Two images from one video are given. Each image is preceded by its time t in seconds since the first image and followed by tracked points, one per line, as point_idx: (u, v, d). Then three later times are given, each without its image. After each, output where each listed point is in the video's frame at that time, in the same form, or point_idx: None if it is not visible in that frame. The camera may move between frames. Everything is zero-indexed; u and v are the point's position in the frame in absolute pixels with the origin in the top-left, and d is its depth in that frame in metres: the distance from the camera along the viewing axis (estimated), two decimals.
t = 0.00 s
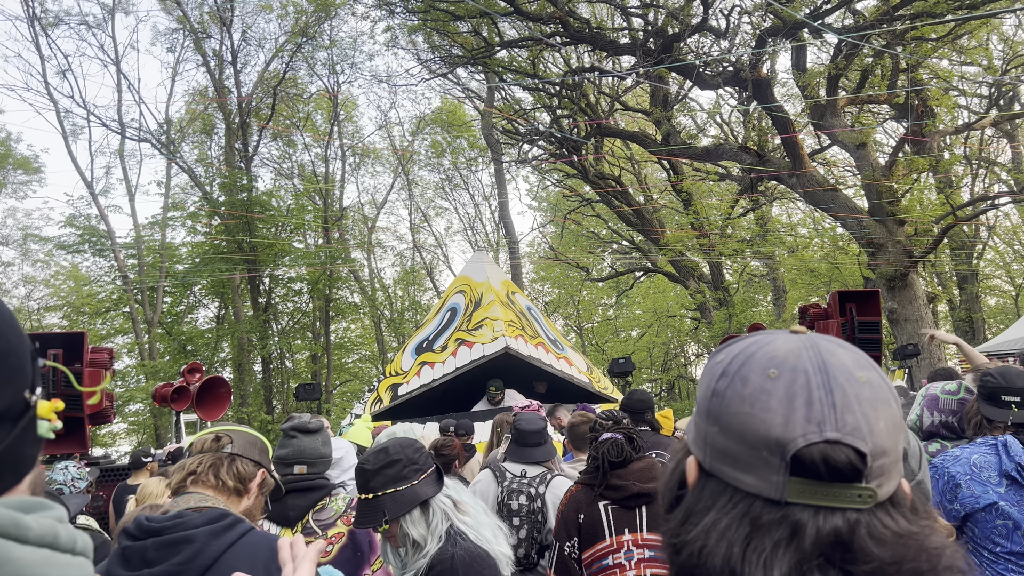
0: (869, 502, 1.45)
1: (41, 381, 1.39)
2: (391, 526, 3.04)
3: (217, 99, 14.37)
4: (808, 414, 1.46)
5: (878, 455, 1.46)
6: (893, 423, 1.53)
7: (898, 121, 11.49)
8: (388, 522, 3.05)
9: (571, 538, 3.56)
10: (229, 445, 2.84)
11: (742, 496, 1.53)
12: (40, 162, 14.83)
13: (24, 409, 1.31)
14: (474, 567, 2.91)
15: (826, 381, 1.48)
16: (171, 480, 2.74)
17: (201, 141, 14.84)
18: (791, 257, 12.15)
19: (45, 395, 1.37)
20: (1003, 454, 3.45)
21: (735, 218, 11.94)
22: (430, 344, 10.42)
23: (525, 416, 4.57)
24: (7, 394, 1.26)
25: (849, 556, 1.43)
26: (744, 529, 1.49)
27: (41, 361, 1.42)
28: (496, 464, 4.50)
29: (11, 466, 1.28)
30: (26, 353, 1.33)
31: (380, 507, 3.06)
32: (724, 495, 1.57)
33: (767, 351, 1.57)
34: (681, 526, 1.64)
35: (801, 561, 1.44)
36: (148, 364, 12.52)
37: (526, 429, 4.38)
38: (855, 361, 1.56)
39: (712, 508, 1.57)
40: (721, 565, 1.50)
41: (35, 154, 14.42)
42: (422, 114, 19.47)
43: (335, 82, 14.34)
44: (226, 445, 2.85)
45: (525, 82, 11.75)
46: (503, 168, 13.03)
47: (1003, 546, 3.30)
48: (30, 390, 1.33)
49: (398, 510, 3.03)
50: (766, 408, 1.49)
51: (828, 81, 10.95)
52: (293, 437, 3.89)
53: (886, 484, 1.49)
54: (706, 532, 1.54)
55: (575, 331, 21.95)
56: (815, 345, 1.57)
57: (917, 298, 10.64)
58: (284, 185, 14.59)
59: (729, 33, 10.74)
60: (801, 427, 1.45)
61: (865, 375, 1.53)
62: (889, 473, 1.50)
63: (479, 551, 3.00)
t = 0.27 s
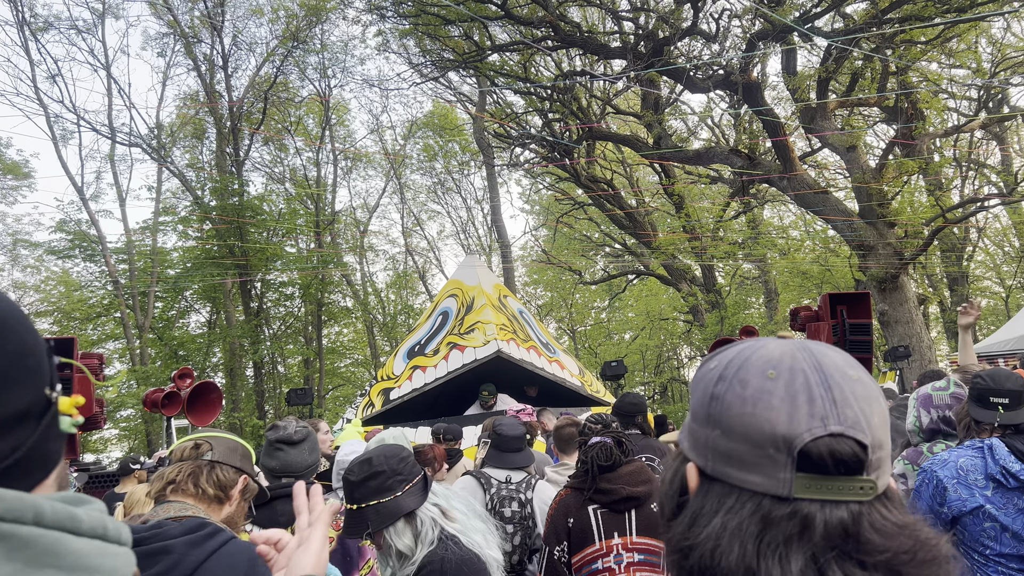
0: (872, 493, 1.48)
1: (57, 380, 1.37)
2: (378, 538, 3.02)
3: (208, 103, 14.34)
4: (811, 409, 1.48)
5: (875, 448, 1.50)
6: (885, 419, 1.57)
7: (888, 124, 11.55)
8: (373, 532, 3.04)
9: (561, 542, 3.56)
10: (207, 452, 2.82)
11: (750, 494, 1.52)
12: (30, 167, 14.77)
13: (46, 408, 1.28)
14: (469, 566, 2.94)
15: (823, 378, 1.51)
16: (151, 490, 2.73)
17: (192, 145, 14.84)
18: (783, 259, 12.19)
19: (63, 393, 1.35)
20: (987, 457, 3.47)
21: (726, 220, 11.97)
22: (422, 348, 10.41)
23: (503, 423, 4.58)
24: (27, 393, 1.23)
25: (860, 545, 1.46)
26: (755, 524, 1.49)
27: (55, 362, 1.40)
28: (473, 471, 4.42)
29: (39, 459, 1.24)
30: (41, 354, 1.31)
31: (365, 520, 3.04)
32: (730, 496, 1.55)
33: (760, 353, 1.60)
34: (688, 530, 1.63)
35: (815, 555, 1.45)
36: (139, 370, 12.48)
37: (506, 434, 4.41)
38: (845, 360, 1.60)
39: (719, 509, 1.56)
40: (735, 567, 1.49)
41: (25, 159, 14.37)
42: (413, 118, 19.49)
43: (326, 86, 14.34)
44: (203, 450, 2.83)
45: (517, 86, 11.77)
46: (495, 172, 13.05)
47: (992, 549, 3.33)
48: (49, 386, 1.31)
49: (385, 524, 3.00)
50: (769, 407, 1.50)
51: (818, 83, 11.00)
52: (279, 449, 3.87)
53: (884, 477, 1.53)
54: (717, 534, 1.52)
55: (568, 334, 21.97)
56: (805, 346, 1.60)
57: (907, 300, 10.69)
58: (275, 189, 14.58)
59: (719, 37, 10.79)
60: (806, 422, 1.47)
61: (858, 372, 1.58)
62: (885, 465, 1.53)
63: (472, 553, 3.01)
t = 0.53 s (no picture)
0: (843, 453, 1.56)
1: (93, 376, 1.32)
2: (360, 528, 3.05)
3: (204, 104, 14.31)
4: (777, 375, 1.61)
5: (839, 412, 1.61)
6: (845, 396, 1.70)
7: (885, 124, 11.56)
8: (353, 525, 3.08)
9: (556, 542, 3.55)
10: (192, 449, 2.81)
11: (731, 461, 1.58)
12: (27, 168, 14.74)
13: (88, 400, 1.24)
14: (452, 559, 2.91)
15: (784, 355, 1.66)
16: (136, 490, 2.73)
17: (189, 147, 14.81)
18: (780, 260, 12.20)
19: (101, 388, 1.30)
20: (986, 455, 3.47)
21: (724, 221, 11.97)
22: (419, 349, 10.40)
23: (469, 427, 4.59)
24: (73, 387, 1.18)
25: (837, 494, 1.54)
26: (739, 483, 1.55)
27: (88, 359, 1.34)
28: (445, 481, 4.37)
29: (85, 456, 1.19)
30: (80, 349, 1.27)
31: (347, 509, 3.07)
32: (711, 467, 1.61)
33: (726, 352, 1.74)
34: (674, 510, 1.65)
35: (799, 507, 1.51)
36: (136, 372, 12.46)
37: (473, 438, 4.42)
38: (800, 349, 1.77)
39: (701, 481, 1.61)
40: (726, 530, 1.52)
41: (21, 161, 14.34)
42: (411, 118, 19.46)
43: (323, 87, 14.32)
44: (188, 448, 2.81)
45: (514, 87, 11.76)
46: (493, 173, 13.03)
47: (991, 548, 3.35)
48: (89, 382, 1.26)
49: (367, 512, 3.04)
50: (739, 378, 1.62)
51: (815, 84, 11.00)
52: (276, 453, 3.83)
53: (851, 442, 1.62)
54: (704, 500, 1.57)
55: (566, 335, 21.96)
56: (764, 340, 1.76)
57: (904, 300, 10.71)
58: (272, 191, 14.55)
59: (716, 38, 10.77)
60: (774, 384, 1.59)
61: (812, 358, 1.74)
62: (851, 435, 1.63)
63: (458, 547, 2.99)
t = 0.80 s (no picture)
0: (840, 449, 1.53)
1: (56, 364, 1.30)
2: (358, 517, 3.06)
3: (207, 104, 14.34)
4: (771, 373, 1.59)
5: (835, 410, 1.59)
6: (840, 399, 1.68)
7: (888, 124, 11.54)
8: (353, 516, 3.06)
9: (558, 543, 3.56)
10: (204, 448, 2.81)
11: (727, 459, 1.53)
12: (30, 169, 14.77)
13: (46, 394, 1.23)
14: (447, 555, 2.90)
15: (778, 356, 1.63)
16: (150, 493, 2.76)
17: (192, 147, 14.85)
18: (783, 260, 12.19)
19: (62, 381, 1.30)
20: (992, 454, 3.46)
21: (726, 221, 11.97)
22: (421, 349, 10.40)
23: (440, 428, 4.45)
24: (34, 383, 1.18)
25: (833, 487, 1.50)
26: (735, 478, 1.51)
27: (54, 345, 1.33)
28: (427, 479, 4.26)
29: (43, 452, 1.20)
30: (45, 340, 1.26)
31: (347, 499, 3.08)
32: (708, 465, 1.56)
33: (722, 358, 1.72)
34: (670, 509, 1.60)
35: (794, 501, 1.47)
36: (139, 372, 12.50)
37: (444, 441, 4.29)
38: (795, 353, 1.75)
39: (698, 479, 1.57)
40: (721, 525, 1.48)
41: (25, 161, 14.39)
42: (413, 118, 19.46)
43: (325, 87, 14.33)
44: (199, 447, 2.81)
45: (517, 87, 11.76)
46: (495, 173, 13.04)
47: (997, 548, 3.33)
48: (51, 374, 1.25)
49: (364, 504, 3.02)
50: (734, 377, 1.59)
51: (818, 84, 10.99)
52: (288, 457, 3.52)
53: (849, 439, 1.59)
54: (700, 495, 1.53)
55: (569, 335, 21.94)
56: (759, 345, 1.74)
57: (907, 300, 10.71)
58: (275, 191, 14.57)
59: (719, 37, 10.76)
60: (769, 381, 1.56)
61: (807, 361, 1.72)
62: (848, 433, 1.60)
63: (454, 545, 2.96)
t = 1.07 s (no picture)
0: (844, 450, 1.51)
1: None
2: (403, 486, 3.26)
3: (214, 104, 14.35)
4: (773, 376, 1.57)
5: (840, 411, 1.56)
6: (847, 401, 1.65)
7: (896, 123, 11.48)
8: (400, 483, 3.27)
9: (565, 543, 3.54)
10: (219, 448, 2.84)
11: (729, 464, 1.52)
12: (39, 169, 14.83)
13: None
14: (473, 554, 2.94)
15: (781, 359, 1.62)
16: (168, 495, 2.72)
17: (199, 147, 14.89)
18: (790, 260, 12.15)
19: None
20: (1001, 455, 3.46)
21: (733, 221, 11.97)
22: (428, 348, 10.40)
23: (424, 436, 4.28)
24: None
25: (835, 488, 1.49)
26: (737, 483, 1.49)
27: None
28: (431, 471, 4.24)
29: None
30: None
31: (396, 468, 3.32)
32: (711, 470, 1.55)
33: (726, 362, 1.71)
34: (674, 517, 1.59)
35: (796, 504, 1.46)
36: (147, 371, 12.56)
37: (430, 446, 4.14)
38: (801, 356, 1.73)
39: (700, 484, 1.56)
40: (722, 529, 1.46)
41: (34, 161, 14.46)
42: (420, 118, 19.45)
43: (332, 86, 14.32)
44: (214, 447, 2.83)
45: (523, 87, 11.75)
46: (502, 173, 13.03)
47: (1006, 550, 3.31)
48: None
49: (415, 477, 3.25)
50: (735, 381, 1.58)
51: (826, 83, 10.95)
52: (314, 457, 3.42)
53: (856, 440, 1.57)
54: (701, 500, 1.51)
55: (575, 335, 21.92)
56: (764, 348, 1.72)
57: (915, 300, 10.70)
58: (282, 191, 14.58)
59: (726, 36, 10.73)
60: (770, 384, 1.55)
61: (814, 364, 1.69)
62: (855, 435, 1.57)
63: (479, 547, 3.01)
